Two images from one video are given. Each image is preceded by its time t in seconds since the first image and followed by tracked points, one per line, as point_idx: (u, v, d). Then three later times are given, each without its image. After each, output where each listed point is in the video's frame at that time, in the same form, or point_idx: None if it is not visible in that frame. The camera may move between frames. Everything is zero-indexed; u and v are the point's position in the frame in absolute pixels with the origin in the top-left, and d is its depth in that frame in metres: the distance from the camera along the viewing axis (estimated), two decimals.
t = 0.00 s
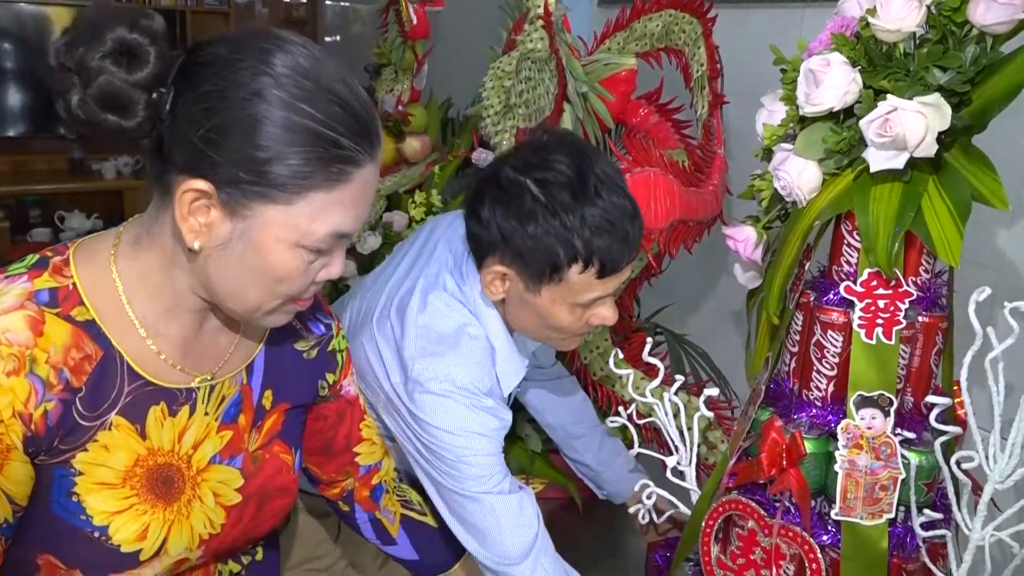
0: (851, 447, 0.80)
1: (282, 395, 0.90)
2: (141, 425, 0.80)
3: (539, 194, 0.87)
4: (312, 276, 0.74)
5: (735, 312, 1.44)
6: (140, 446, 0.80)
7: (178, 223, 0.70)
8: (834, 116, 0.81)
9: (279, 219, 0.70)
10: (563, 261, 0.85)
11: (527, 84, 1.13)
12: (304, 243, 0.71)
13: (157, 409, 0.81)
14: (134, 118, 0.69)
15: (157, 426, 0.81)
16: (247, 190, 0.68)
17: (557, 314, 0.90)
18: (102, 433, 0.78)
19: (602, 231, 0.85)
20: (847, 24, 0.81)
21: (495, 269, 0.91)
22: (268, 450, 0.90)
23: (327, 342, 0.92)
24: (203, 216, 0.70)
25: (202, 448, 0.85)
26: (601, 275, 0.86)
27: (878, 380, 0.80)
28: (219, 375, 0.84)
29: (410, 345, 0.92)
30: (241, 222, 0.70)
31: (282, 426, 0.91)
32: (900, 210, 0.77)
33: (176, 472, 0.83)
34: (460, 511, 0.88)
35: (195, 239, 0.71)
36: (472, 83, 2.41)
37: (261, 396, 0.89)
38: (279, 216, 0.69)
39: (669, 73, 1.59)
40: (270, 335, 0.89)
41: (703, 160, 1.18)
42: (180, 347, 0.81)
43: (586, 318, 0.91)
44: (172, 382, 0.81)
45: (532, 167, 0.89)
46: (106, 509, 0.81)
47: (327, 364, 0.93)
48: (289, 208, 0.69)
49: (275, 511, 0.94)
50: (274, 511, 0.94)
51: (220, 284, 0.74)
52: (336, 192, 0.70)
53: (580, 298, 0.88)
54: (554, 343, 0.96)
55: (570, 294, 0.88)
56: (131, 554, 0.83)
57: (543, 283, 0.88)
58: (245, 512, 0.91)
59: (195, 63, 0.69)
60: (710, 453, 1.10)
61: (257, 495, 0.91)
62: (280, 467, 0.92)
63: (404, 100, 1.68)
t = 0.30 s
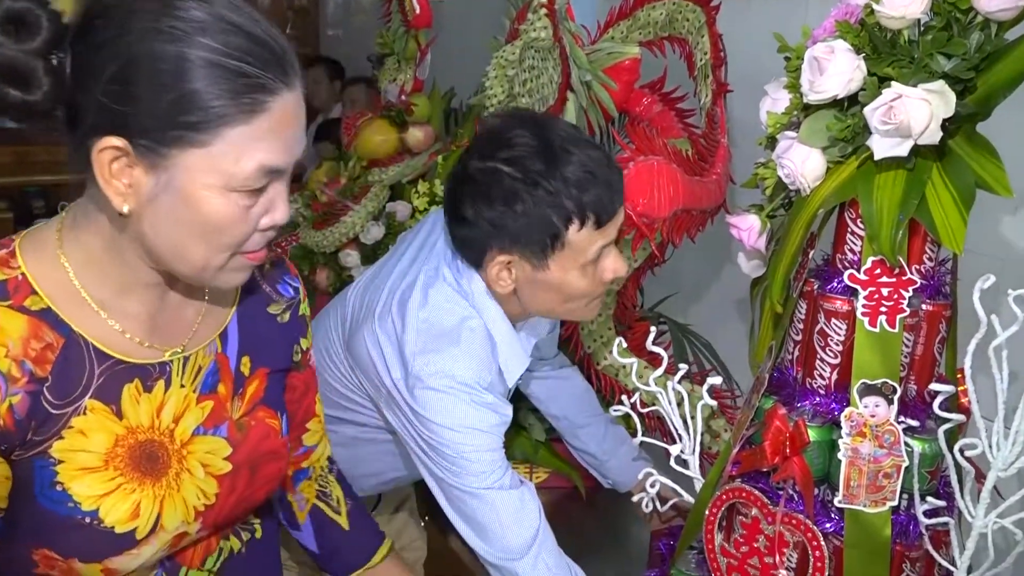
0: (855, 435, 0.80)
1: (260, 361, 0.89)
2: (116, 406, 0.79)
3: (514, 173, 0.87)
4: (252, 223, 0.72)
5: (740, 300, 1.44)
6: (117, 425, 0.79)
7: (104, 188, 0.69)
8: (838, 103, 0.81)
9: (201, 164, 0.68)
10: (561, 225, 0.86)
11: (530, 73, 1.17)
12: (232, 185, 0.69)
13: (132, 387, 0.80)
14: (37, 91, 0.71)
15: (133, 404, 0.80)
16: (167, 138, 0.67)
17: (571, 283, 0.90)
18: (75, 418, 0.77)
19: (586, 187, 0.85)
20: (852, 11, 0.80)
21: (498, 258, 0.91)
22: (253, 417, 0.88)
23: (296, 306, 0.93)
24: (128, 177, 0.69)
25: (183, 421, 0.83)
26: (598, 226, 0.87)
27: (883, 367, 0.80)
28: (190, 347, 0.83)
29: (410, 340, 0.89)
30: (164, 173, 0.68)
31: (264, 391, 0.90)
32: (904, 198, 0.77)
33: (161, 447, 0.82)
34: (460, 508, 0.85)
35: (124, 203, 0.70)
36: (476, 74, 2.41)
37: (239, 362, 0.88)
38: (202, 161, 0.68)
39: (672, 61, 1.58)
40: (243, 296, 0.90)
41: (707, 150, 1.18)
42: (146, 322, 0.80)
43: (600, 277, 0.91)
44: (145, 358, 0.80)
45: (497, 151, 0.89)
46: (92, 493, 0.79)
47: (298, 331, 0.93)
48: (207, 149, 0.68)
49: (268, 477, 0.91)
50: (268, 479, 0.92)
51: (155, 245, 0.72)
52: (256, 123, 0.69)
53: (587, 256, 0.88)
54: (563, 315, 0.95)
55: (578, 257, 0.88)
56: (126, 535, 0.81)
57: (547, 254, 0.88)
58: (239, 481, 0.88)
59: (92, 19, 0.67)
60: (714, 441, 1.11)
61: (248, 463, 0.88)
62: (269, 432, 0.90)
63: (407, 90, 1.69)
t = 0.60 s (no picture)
0: (863, 431, 0.81)
1: (246, 335, 0.88)
2: (120, 397, 0.76)
3: (491, 157, 0.87)
4: (201, 194, 0.69)
5: (748, 296, 1.44)
6: (125, 414, 0.76)
7: (41, 170, 0.67)
8: (848, 100, 0.81)
9: (133, 134, 0.65)
10: (548, 191, 0.86)
11: (537, 69, 1.15)
12: (167, 153, 0.66)
13: (132, 375, 0.76)
14: None
15: (135, 391, 0.77)
16: (88, 108, 0.64)
17: (575, 249, 0.89)
18: (83, 413, 0.73)
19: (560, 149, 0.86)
20: (862, 7, 0.82)
21: (500, 244, 0.90)
22: (248, 390, 0.87)
23: (266, 277, 0.93)
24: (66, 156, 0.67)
25: (185, 402, 0.80)
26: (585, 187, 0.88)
27: (892, 365, 0.80)
28: (179, 330, 0.81)
29: (414, 336, 0.87)
30: (100, 148, 0.66)
31: (253, 363, 0.89)
32: (913, 194, 0.77)
33: (172, 431, 0.79)
34: (470, 503, 0.85)
35: (65, 184, 0.67)
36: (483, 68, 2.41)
37: (227, 339, 0.86)
38: (133, 130, 0.65)
39: (680, 57, 1.58)
40: (214, 271, 0.88)
41: (715, 146, 1.17)
42: (128, 309, 0.77)
43: (601, 238, 0.90)
44: (138, 346, 0.77)
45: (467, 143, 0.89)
46: (114, 485, 0.75)
47: (268, 303, 0.93)
48: (137, 116, 0.65)
49: (273, 446, 0.91)
50: (270, 448, 0.91)
51: (103, 225, 0.69)
52: (184, 83, 0.66)
53: (583, 218, 0.88)
54: (571, 290, 0.94)
55: (575, 220, 0.88)
56: (154, 519, 0.78)
57: (547, 224, 0.88)
58: (246, 454, 0.86)
59: None
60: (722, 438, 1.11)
61: (252, 435, 0.87)
62: (265, 402, 0.89)
63: (413, 85, 1.69)
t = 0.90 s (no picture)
0: (873, 432, 0.81)
1: (246, 313, 0.88)
2: (138, 374, 0.75)
3: (522, 161, 0.87)
4: (177, 170, 0.69)
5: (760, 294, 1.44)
6: (144, 391, 0.75)
7: (25, 155, 0.67)
8: (859, 103, 0.82)
9: (104, 112, 0.65)
10: (571, 208, 0.85)
11: (547, 70, 1.15)
12: (140, 130, 0.66)
13: (145, 354, 0.76)
14: None
15: (151, 368, 0.76)
16: (58, 89, 0.64)
17: (585, 266, 0.89)
18: (104, 391, 0.72)
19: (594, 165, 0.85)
20: (873, 12, 0.82)
21: (513, 248, 0.90)
22: (257, 363, 0.86)
23: (255, 260, 0.93)
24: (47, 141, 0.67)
25: (200, 376, 0.79)
26: (609, 209, 0.87)
27: (902, 366, 0.81)
28: (184, 309, 0.81)
29: (428, 337, 0.88)
30: (74, 130, 0.66)
31: (257, 339, 0.88)
32: (924, 199, 0.78)
33: (190, 403, 0.78)
34: (483, 501, 0.86)
35: (48, 168, 0.68)
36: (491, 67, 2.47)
37: (229, 317, 0.86)
38: (103, 109, 0.65)
39: (689, 58, 1.59)
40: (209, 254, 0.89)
41: (724, 147, 1.18)
42: (133, 292, 0.77)
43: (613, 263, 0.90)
44: (147, 326, 0.77)
45: (502, 142, 0.89)
46: (142, 456, 0.74)
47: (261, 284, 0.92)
48: (104, 95, 0.65)
49: (285, 415, 0.90)
50: (283, 418, 0.89)
51: (89, 208, 0.69)
52: (146, 60, 0.66)
53: (601, 242, 0.88)
54: (578, 302, 0.94)
55: (591, 241, 0.87)
56: (183, 487, 0.76)
57: (563, 239, 0.87)
58: (262, 423, 0.85)
59: None
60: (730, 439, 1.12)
61: (265, 406, 0.86)
62: (274, 374, 0.88)
63: (421, 84, 1.70)
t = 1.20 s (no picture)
0: (878, 433, 0.82)
1: (239, 288, 0.95)
2: (145, 339, 0.81)
3: (567, 172, 0.86)
4: (172, 144, 0.75)
5: (767, 296, 1.44)
6: (150, 354, 0.81)
7: (32, 137, 0.74)
8: (869, 110, 0.84)
9: (104, 92, 0.72)
10: (597, 234, 0.85)
11: (556, 70, 1.13)
12: (137, 108, 0.73)
13: (152, 321, 0.82)
14: None
15: (157, 335, 0.82)
16: (61, 73, 0.71)
17: (591, 288, 0.90)
18: (115, 354, 0.79)
19: (631, 200, 0.84)
20: (885, 19, 0.83)
21: (528, 249, 0.90)
22: (251, 333, 0.93)
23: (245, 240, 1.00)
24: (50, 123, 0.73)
25: (200, 343, 0.86)
26: (632, 247, 0.87)
27: (907, 369, 0.82)
28: (183, 282, 0.87)
29: (441, 335, 0.89)
30: (79, 113, 0.72)
31: (248, 312, 0.95)
32: (932, 204, 0.79)
33: (192, 366, 0.84)
34: (494, 498, 0.87)
35: (55, 150, 0.74)
36: (499, 67, 2.49)
37: (224, 290, 0.93)
38: (102, 91, 0.72)
39: (697, 61, 1.60)
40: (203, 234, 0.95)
41: (732, 150, 1.19)
42: (136, 265, 0.83)
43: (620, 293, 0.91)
44: (151, 296, 0.83)
45: (554, 147, 0.88)
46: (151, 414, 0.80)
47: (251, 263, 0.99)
48: (104, 77, 0.72)
49: (277, 381, 0.96)
50: (276, 385, 0.96)
51: (95, 184, 0.75)
52: (138, 43, 0.73)
53: (616, 272, 0.88)
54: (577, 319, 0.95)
55: (606, 268, 0.87)
56: (190, 442, 0.82)
57: (579, 259, 0.87)
58: (258, 386, 0.92)
59: None
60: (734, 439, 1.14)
61: (260, 372, 0.92)
62: (266, 343, 0.95)
63: (428, 83, 1.73)
